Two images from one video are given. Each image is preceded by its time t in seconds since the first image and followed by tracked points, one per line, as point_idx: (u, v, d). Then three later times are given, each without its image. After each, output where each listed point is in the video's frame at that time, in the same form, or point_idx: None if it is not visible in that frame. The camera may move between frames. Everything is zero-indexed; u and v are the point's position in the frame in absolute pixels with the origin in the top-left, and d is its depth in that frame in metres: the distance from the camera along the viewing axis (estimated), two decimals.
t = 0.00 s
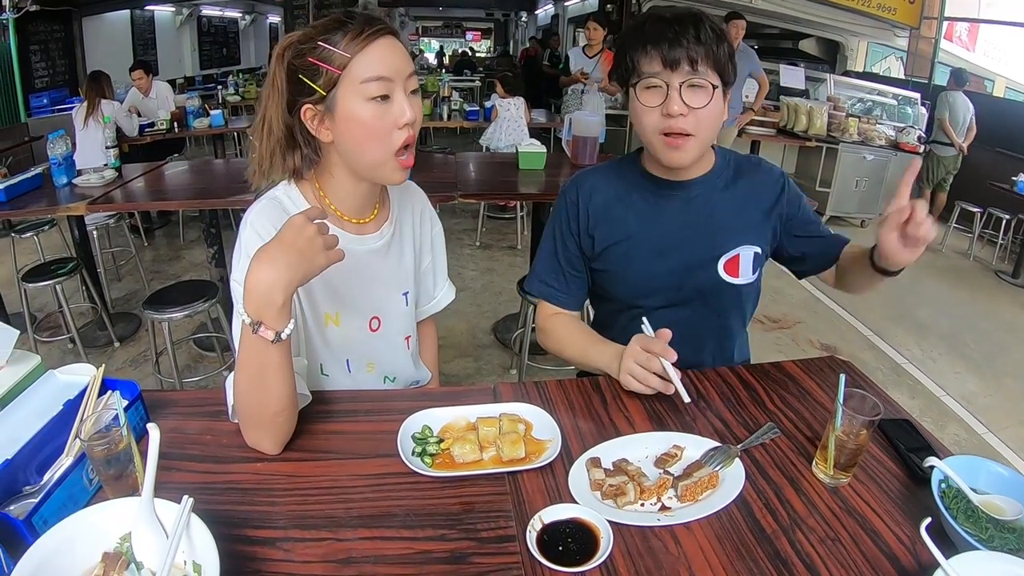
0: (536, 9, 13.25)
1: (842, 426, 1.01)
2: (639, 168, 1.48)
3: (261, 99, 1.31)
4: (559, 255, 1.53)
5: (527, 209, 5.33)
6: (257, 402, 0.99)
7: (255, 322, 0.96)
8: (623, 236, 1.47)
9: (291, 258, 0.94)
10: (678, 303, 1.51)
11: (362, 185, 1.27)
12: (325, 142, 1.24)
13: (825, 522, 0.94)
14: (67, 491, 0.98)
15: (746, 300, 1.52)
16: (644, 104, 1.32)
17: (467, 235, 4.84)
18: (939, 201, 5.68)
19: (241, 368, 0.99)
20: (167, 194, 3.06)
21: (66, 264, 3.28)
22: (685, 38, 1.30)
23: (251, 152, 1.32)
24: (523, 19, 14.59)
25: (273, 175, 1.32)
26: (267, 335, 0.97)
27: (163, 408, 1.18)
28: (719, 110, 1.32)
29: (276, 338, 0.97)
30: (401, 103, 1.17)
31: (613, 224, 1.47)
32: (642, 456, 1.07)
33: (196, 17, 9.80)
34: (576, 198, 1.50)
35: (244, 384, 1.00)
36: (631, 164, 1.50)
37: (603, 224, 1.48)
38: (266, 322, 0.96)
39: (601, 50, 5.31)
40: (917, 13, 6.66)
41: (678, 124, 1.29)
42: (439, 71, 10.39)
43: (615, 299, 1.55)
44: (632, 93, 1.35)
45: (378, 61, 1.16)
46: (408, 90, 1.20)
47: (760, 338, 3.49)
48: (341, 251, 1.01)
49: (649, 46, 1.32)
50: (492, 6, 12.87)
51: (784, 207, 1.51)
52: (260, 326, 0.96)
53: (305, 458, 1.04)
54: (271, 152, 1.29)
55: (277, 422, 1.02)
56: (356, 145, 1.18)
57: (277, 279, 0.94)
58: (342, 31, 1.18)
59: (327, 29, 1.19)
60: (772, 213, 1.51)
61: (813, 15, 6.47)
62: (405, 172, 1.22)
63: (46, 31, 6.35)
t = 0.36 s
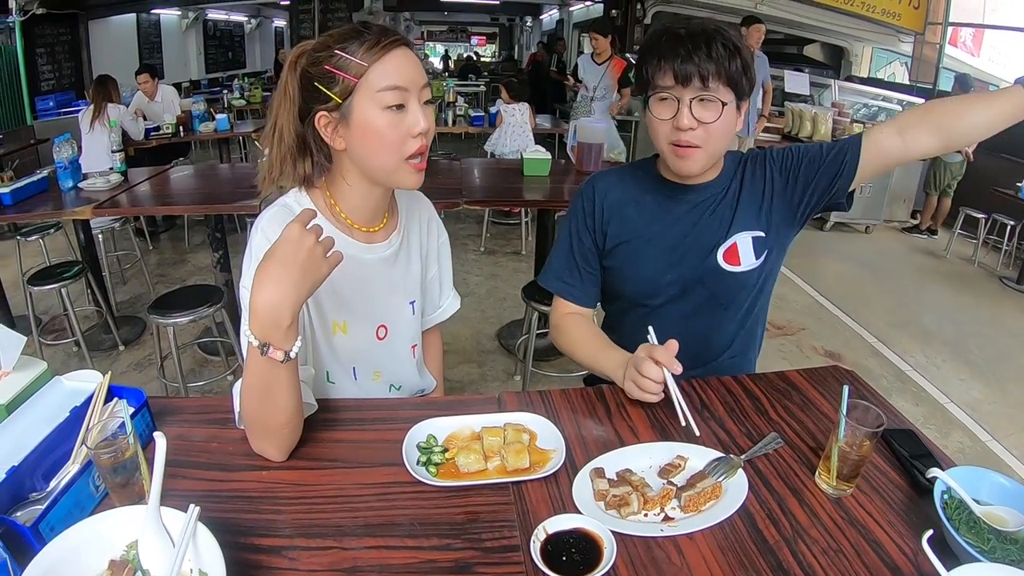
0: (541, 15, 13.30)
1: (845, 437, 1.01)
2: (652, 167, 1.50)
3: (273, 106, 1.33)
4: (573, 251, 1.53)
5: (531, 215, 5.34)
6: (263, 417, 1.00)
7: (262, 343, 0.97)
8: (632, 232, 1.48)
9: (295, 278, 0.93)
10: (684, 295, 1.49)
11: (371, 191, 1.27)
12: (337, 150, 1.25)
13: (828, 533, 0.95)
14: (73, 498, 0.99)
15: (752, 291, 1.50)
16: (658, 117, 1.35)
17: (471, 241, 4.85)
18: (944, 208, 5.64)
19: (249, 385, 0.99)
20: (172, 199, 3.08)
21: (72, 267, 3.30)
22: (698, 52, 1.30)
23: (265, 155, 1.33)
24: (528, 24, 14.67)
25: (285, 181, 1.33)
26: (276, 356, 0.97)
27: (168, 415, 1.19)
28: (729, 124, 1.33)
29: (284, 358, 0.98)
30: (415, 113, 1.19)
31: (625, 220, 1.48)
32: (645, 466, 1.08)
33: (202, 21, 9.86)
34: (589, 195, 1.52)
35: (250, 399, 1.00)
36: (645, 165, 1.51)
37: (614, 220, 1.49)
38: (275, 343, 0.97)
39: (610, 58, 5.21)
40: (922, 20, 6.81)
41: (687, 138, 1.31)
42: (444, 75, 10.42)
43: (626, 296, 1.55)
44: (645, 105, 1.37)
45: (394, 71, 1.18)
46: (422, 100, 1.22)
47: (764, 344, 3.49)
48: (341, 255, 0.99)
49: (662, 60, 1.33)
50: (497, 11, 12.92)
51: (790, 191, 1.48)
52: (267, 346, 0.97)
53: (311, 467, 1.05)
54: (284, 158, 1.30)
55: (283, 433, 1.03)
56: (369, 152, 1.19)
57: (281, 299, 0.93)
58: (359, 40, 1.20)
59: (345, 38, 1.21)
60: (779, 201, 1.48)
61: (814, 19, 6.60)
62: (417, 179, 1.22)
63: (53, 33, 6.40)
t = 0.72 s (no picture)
0: (545, 24, 13.36)
1: (845, 454, 1.02)
2: (650, 189, 1.51)
3: (282, 123, 1.36)
4: (573, 273, 1.54)
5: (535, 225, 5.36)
6: (269, 436, 1.02)
7: (267, 367, 0.98)
8: (632, 253, 1.49)
9: (299, 301, 0.94)
10: (685, 314, 1.51)
11: (374, 208, 1.29)
12: (347, 167, 1.26)
13: (828, 550, 0.95)
14: (81, 510, 1.00)
15: (754, 308, 1.52)
16: (644, 130, 1.37)
17: (476, 251, 4.88)
18: (948, 217, 5.64)
19: (255, 407, 1.00)
20: (178, 208, 3.10)
21: (78, 275, 3.32)
22: (681, 66, 1.33)
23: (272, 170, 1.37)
24: (533, 33, 14.76)
25: (292, 197, 1.35)
26: (282, 380, 0.98)
27: (174, 429, 1.20)
28: (716, 135, 1.33)
29: (290, 383, 0.99)
30: (423, 131, 1.21)
31: (624, 241, 1.49)
32: (647, 482, 1.09)
33: (208, 29, 9.94)
34: (588, 219, 1.53)
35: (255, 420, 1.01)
36: (642, 186, 1.53)
37: (614, 242, 1.50)
38: (280, 368, 0.98)
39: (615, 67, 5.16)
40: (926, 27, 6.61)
41: (669, 148, 1.33)
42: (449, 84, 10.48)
43: (627, 316, 1.56)
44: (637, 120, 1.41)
45: (403, 90, 1.20)
46: (430, 119, 1.23)
47: (767, 355, 3.50)
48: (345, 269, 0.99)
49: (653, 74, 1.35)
50: (502, 20, 13.01)
51: (787, 210, 1.50)
52: (274, 371, 0.98)
53: (317, 481, 1.06)
54: (291, 176, 1.33)
55: (290, 449, 1.05)
56: (373, 169, 1.21)
57: (285, 323, 0.94)
58: (369, 59, 1.22)
59: (354, 56, 1.23)
60: (777, 219, 1.50)
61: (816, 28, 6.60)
62: (418, 195, 1.23)
63: (60, 41, 6.47)
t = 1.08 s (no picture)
0: (550, 33, 13.41)
1: (852, 467, 1.01)
2: (654, 205, 1.51)
3: (283, 129, 1.35)
4: (576, 289, 1.54)
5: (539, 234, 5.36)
6: (268, 449, 1.02)
7: (266, 382, 0.97)
8: (635, 270, 1.49)
9: (302, 318, 0.94)
10: (691, 330, 1.50)
11: (375, 219, 1.29)
12: (351, 176, 1.26)
13: (834, 564, 0.94)
14: (81, 519, 1.00)
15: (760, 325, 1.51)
16: (641, 144, 1.38)
17: (480, 260, 4.87)
18: (952, 225, 5.62)
19: (255, 419, 1.00)
20: (182, 216, 3.11)
21: (82, 282, 3.33)
22: (675, 78, 1.33)
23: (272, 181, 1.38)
24: (537, 43, 14.82)
25: (294, 208, 1.34)
26: (283, 395, 0.98)
27: (176, 439, 1.20)
28: (711, 145, 1.32)
29: (292, 397, 0.99)
30: (428, 142, 1.21)
31: (627, 258, 1.49)
32: (652, 496, 1.08)
33: (214, 37, 10.00)
34: (590, 236, 1.53)
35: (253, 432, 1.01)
36: (645, 201, 1.53)
37: (617, 259, 1.50)
38: (281, 383, 0.97)
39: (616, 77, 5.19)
40: (929, 37, 6.77)
41: (665, 160, 1.33)
42: (454, 93, 10.51)
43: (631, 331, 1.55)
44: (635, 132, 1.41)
45: (409, 101, 1.20)
46: (435, 130, 1.24)
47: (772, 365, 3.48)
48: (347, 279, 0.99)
49: (653, 84, 1.35)
50: (507, 30, 13.08)
51: (792, 224, 1.49)
52: (275, 385, 0.97)
53: (319, 493, 1.05)
54: (291, 185, 1.32)
55: (290, 460, 1.04)
56: (378, 179, 1.21)
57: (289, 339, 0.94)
58: (376, 69, 1.22)
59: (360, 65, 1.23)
60: (782, 232, 1.50)
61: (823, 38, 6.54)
62: (421, 205, 1.23)
63: (66, 48, 6.52)
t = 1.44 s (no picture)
0: (553, 42, 13.46)
1: (860, 477, 1.00)
2: (659, 215, 1.51)
3: (288, 133, 1.34)
4: (581, 299, 1.53)
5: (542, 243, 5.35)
6: (268, 461, 1.01)
7: (266, 392, 0.97)
8: (641, 279, 1.48)
9: (305, 327, 0.93)
10: (697, 339, 1.48)
11: (382, 232, 1.28)
12: (356, 188, 1.26)
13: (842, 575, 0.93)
14: (79, 527, 0.99)
15: (768, 335, 1.50)
16: (654, 158, 1.36)
17: (483, 269, 4.87)
18: (956, 233, 5.60)
19: (256, 428, 0.99)
20: (185, 223, 3.12)
21: (85, 288, 3.33)
22: (691, 92, 1.31)
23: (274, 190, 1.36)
24: (540, 52, 14.87)
25: (297, 214, 1.34)
26: (283, 405, 0.97)
27: (176, 446, 1.19)
28: (729, 160, 1.32)
29: (293, 407, 0.98)
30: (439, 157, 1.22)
31: (632, 267, 1.48)
32: (658, 506, 1.07)
33: (218, 45, 10.07)
34: (595, 246, 1.52)
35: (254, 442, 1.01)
36: (651, 211, 1.53)
37: (622, 267, 1.49)
38: (281, 393, 0.97)
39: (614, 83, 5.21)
40: (932, 44, 6.72)
41: (684, 177, 1.32)
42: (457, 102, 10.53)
43: (638, 342, 1.54)
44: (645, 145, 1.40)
45: (419, 115, 1.20)
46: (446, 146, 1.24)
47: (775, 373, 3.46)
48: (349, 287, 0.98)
49: (668, 96, 1.33)
50: (510, 38, 13.14)
51: (802, 236, 1.48)
52: (275, 396, 0.97)
53: (322, 503, 1.04)
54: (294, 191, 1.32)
55: (289, 472, 1.03)
56: (388, 193, 1.20)
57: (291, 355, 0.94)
58: (387, 80, 1.22)
59: (370, 76, 1.23)
60: (791, 243, 1.49)
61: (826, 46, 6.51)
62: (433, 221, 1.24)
63: (70, 54, 6.58)
